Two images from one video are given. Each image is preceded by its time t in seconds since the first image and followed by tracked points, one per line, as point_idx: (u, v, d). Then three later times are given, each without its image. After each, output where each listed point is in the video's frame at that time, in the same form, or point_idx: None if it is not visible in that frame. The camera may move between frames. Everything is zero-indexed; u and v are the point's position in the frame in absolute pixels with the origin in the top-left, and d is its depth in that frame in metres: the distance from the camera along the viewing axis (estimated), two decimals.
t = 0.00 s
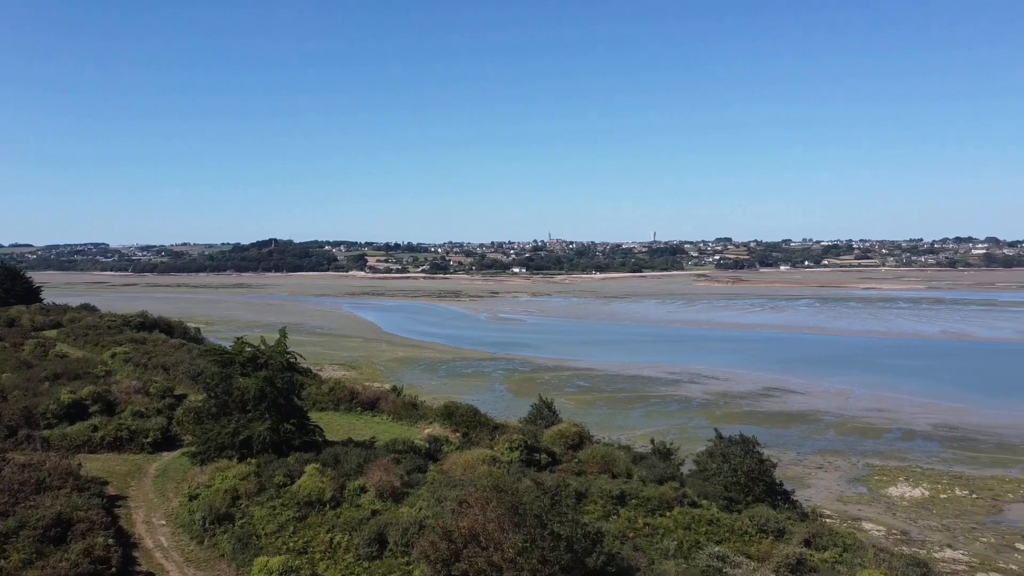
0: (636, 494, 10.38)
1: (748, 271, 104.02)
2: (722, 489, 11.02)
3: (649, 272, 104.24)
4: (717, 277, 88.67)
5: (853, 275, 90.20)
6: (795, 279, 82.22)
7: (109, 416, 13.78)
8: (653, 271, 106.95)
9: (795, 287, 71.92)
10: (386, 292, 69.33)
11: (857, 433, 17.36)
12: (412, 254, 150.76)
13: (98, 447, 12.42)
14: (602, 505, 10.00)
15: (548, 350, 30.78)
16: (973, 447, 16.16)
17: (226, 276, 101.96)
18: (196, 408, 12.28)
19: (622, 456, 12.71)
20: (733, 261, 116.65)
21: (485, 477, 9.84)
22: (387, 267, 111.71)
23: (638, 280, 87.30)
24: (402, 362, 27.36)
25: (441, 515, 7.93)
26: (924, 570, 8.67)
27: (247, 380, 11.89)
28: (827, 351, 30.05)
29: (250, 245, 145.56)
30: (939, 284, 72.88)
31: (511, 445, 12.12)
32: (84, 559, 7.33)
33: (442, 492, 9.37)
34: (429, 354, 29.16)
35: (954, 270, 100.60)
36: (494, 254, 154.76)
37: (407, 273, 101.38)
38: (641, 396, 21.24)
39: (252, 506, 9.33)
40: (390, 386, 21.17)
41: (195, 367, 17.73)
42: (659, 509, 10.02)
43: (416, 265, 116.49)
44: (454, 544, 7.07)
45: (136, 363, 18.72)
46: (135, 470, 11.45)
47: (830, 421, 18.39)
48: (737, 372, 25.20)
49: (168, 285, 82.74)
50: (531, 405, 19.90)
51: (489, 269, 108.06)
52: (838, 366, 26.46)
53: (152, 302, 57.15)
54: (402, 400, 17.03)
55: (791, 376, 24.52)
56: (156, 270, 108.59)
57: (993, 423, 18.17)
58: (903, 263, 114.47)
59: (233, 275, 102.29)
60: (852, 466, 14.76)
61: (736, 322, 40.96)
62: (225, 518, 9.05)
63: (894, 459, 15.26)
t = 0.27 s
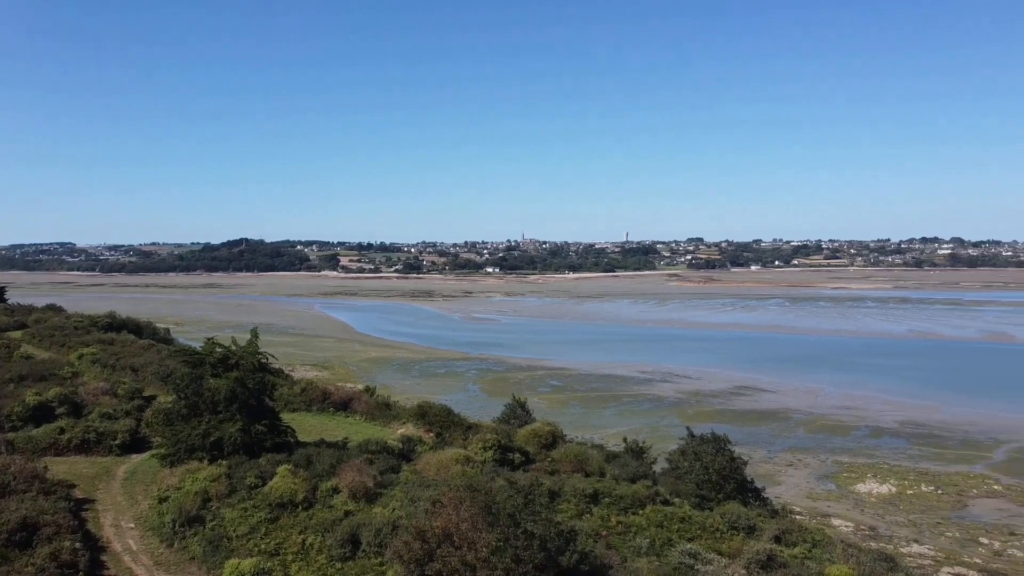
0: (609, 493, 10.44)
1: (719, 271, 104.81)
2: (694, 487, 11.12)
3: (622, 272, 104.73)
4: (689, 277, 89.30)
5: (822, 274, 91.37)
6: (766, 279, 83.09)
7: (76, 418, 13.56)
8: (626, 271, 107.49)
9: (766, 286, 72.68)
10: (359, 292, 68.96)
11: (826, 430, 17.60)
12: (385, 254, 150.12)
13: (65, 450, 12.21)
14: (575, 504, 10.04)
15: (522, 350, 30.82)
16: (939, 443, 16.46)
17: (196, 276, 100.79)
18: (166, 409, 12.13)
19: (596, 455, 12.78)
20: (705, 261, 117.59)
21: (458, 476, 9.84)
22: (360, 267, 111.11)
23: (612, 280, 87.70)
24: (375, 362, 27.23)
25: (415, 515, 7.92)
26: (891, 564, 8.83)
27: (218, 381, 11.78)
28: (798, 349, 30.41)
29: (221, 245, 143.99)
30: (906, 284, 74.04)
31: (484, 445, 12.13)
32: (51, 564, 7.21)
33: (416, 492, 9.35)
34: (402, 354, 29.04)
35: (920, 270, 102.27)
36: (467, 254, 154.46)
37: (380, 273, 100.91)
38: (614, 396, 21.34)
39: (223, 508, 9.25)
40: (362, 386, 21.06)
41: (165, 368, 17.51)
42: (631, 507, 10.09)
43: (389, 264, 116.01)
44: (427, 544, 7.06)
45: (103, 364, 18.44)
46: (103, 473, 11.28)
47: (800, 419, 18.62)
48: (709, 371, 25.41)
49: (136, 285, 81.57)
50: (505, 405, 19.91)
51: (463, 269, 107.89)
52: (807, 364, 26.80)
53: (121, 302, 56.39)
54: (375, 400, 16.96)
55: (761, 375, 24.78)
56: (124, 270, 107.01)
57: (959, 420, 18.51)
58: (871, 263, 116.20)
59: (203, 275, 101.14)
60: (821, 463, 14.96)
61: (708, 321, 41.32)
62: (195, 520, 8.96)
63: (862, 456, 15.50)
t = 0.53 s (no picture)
0: (578, 492, 10.49)
1: (686, 271, 105.64)
2: (662, 485, 11.22)
3: (591, 272, 105.18)
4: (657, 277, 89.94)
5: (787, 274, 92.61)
6: (732, 279, 83.98)
7: (36, 421, 13.29)
8: (594, 271, 107.95)
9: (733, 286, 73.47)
10: (327, 292, 68.43)
11: (792, 428, 17.86)
12: (353, 254, 149.22)
13: (24, 454, 11.95)
14: (544, 503, 10.07)
15: (491, 349, 30.82)
16: (900, 440, 16.78)
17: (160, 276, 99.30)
18: (129, 411, 11.94)
19: (565, 454, 12.84)
20: (672, 261, 118.54)
21: (427, 476, 9.82)
22: (328, 267, 110.25)
23: (580, 280, 88.04)
24: (343, 363, 27.05)
25: (383, 516, 7.89)
26: (853, 558, 8.99)
27: (183, 382, 11.62)
28: (763, 348, 30.79)
29: (185, 245, 141.97)
30: (868, 283, 75.31)
31: (454, 445, 12.12)
32: (10, 570, 7.07)
33: (385, 493, 9.31)
34: (370, 355, 28.87)
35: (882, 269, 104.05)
36: (435, 254, 153.89)
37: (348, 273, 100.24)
38: (583, 395, 21.43)
39: (188, 511, 9.13)
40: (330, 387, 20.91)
41: (128, 370, 17.24)
42: (600, 505, 10.15)
43: (358, 264, 115.31)
44: (396, 545, 7.03)
45: (65, 366, 18.10)
46: (64, 477, 11.07)
47: (766, 417, 18.87)
48: (676, 370, 25.63)
49: (99, 285, 80.15)
50: (474, 405, 19.90)
51: (431, 269, 107.57)
52: (773, 362, 27.16)
53: (82, 303, 55.38)
54: (343, 401, 16.85)
55: (728, 373, 25.06)
56: (85, 270, 105.09)
57: (920, 417, 18.89)
58: (835, 263, 118.04)
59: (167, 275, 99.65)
60: (787, 460, 15.18)
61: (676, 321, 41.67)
62: (159, 524, 8.83)
63: (826, 453, 15.75)
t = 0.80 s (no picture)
0: (551, 491, 10.52)
1: (658, 271, 106.33)
2: (634, 484, 11.29)
3: (563, 272, 105.45)
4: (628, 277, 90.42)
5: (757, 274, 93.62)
6: (703, 279, 84.69)
7: None
8: (566, 271, 108.26)
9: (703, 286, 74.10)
10: (298, 292, 67.86)
11: (761, 426, 18.07)
12: (323, 254, 148.15)
13: None
14: (517, 502, 10.09)
15: (464, 350, 30.80)
16: (867, 437, 17.05)
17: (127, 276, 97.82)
18: (95, 414, 11.75)
19: (537, 453, 12.87)
20: (644, 261, 119.28)
21: (399, 477, 9.78)
22: (299, 266, 109.37)
23: (553, 280, 88.24)
24: (314, 364, 26.85)
25: (355, 517, 7.85)
26: (822, 554, 9.12)
27: (151, 384, 11.47)
28: (733, 348, 31.11)
29: (153, 244, 140.00)
30: (836, 283, 76.37)
31: (426, 445, 12.09)
32: None
33: (356, 494, 9.26)
34: (342, 356, 28.68)
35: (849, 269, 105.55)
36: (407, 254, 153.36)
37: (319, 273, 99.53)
38: (555, 395, 21.49)
39: (157, 514, 9.01)
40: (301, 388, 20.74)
41: (94, 372, 16.96)
42: (573, 504, 10.20)
43: (329, 264, 114.55)
44: (369, 545, 6.99)
45: (28, 368, 17.76)
46: (28, 481, 10.87)
47: (736, 415, 19.06)
48: (648, 369, 25.80)
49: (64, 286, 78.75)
50: (446, 405, 19.86)
51: (403, 269, 107.17)
52: (743, 362, 27.45)
53: (46, 304, 54.35)
54: (314, 402, 16.73)
55: (698, 372, 25.28)
56: (49, 270, 103.22)
57: (886, 415, 19.21)
58: (804, 263, 119.57)
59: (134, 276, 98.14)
60: (756, 458, 15.36)
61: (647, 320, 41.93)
62: (127, 528, 8.71)
63: (794, 451, 15.95)
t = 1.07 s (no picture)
0: (523, 490, 10.54)
1: (629, 271, 106.91)
2: (606, 483, 11.35)
3: (535, 272, 105.61)
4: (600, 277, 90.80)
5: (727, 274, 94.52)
6: (674, 279, 85.29)
7: None
8: (538, 271, 108.47)
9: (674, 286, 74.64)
10: (268, 293, 67.18)
11: (732, 425, 18.23)
12: (294, 254, 146.93)
13: None
14: (490, 502, 10.09)
15: (436, 350, 30.72)
16: (835, 435, 17.27)
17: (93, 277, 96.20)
18: (60, 417, 11.55)
19: (510, 453, 12.88)
20: (615, 261, 119.86)
21: (372, 478, 9.72)
22: (269, 267, 108.35)
23: (525, 280, 88.34)
24: (284, 365, 26.60)
25: (327, 519, 7.79)
26: (791, 550, 9.25)
27: (118, 386, 11.30)
28: (704, 347, 31.36)
29: (120, 244, 137.94)
30: (804, 283, 77.34)
31: (398, 446, 12.04)
32: None
33: (327, 496, 9.20)
34: (313, 357, 28.46)
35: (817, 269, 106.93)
36: (379, 254, 152.54)
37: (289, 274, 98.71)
38: (528, 395, 21.49)
39: (124, 518, 8.87)
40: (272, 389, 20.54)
41: (58, 374, 16.66)
42: (545, 503, 10.22)
43: (299, 265, 113.62)
44: (341, 547, 6.93)
45: None
46: None
47: (707, 414, 19.22)
48: (620, 369, 25.91)
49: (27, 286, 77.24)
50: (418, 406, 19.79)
51: (375, 269, 106.64)
52: (713, 361, 27.70)
53: (9, 305, 53.29)
54: (284, 403, 16.59)
55: (670, 372, 25.45)
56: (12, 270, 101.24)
57: (853, 413, 19.49)
58: (772, 263, 120.98)
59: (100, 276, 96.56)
60: (727, 456, 15.49)
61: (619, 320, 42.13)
62: (93, 532, 8.57)
63: (764, 449, 16.12)
